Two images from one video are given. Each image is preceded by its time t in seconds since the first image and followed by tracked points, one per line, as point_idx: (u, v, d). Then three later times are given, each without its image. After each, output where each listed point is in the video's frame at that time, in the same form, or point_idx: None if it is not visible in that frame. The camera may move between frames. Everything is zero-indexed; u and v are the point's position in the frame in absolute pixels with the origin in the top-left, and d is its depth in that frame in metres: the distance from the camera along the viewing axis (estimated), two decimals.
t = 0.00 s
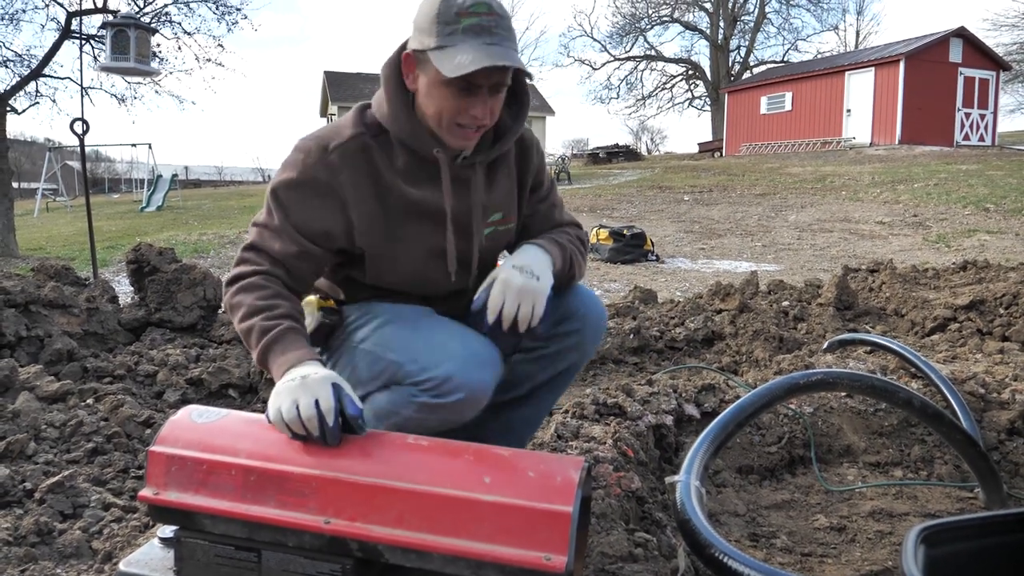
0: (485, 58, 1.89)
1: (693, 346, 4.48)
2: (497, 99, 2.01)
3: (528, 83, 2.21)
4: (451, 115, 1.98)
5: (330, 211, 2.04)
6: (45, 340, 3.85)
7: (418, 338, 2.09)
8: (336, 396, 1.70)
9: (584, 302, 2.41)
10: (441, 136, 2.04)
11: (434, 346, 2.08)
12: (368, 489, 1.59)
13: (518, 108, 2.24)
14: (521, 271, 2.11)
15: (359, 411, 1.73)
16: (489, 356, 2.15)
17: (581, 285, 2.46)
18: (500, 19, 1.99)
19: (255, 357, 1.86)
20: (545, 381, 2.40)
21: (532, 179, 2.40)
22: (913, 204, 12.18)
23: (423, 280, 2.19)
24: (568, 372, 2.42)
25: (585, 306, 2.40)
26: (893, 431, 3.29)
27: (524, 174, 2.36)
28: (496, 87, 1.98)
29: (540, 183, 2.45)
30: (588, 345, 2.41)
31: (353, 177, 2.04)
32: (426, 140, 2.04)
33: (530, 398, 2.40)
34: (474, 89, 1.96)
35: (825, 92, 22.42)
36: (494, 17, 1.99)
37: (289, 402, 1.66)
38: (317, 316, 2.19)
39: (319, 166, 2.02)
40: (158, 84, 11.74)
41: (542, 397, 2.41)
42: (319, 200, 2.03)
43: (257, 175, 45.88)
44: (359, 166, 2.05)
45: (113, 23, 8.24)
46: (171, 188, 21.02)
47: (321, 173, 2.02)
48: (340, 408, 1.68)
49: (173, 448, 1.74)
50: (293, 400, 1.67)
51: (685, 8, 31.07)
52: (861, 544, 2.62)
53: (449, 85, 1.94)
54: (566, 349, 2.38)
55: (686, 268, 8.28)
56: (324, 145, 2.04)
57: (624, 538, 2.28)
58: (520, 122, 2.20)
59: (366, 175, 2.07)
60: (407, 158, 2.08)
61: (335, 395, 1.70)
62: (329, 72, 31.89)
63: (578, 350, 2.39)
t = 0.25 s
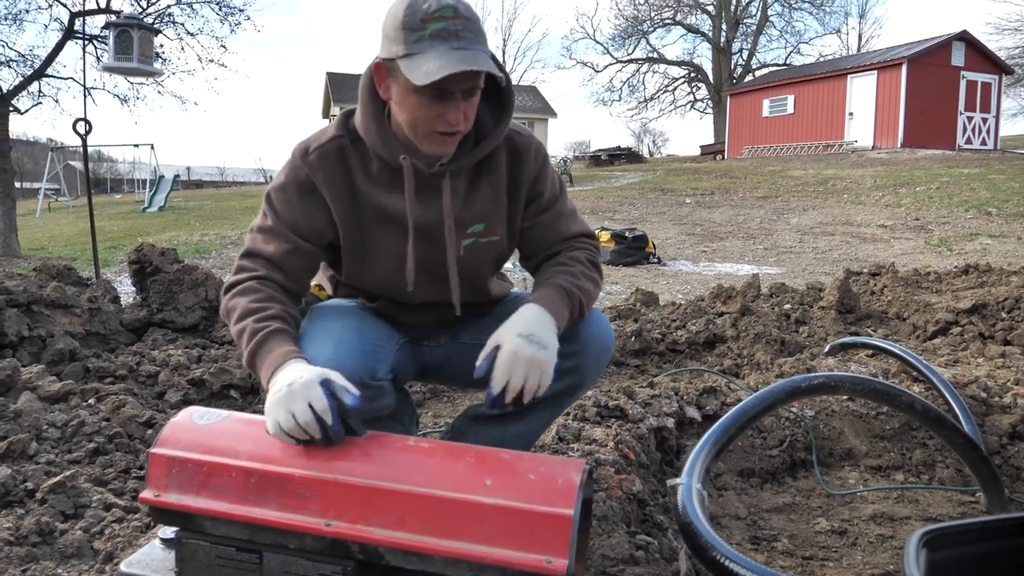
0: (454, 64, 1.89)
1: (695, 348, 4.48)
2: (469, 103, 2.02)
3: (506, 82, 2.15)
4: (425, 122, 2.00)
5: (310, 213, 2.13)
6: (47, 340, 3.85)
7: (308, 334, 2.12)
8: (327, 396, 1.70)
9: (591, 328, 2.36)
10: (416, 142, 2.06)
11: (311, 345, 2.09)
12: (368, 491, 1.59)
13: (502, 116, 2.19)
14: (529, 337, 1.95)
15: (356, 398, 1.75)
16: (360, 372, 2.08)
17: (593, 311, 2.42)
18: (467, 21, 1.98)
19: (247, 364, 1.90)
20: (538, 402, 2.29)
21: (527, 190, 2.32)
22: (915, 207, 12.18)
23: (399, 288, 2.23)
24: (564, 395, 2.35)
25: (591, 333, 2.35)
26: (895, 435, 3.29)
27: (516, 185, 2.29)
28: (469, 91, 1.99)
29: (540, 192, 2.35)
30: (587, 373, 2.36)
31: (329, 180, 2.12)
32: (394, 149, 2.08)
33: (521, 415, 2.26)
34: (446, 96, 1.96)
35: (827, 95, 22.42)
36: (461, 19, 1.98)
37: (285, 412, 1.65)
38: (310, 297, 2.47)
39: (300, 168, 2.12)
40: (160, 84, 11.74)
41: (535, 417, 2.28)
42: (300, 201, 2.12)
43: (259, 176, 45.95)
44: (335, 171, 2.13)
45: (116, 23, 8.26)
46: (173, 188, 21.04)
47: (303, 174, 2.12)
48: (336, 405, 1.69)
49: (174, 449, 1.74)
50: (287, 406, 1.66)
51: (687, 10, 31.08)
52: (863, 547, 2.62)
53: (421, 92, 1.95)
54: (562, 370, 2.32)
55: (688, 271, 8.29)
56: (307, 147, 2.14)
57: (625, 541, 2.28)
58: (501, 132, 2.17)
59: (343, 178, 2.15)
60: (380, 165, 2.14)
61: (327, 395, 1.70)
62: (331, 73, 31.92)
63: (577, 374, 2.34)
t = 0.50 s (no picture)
0: (448, 47, 1.91)
1: (697, 348, 4.48)
2: (458, 92, 2.04)
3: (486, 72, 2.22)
4: (416, 111, 2.01)
5: (299, 207, 2.14)
6: (50, 339, 3.86)
7: (326, 323, 2.14)
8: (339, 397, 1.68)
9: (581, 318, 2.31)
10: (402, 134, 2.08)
11: (328, 334, 2.10)
12: (372, 491, 1.59)
13: (485, 111, 2.22)
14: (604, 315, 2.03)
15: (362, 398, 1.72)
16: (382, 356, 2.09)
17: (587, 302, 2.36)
18: (450, 13, 2.02)
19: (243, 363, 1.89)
20: (531, 398, 2.27)
21: (509, 181, 2.28)
22: (918, 207, 12.16)
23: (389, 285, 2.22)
24: (561, 392, 2.30)
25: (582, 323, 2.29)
26: (898, 435, 3.29)
27: (501, 178, 2.28)
28: (459, 79, 2.01)
29: (526, 179, 2.29)
30: (581, 365, 2.30)
31: (318, 174, 2.15)
32: (380, 144, 2.11)
33: (516, 412, 2.27)
34: (437, 82, 1.98)
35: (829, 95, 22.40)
36: (445, 11, 2.01)
37: (294, 415, 1.65)
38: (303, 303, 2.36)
39: (289, 162, 2.15)
40: (162, 85, 11.76)
41: (529, 414, 2.27)
42: (289, 195, 2.14)
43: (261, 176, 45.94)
44: (324, 166, 2.15)
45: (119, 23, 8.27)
46: (175, 188, 21.05)
47: (292, 169, 2.15)
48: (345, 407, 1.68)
49: (177, 448, 1.74)
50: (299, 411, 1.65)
51: (689, 9, 31.05)
52: (865, 547, 2.62)
53: (413, 80, 1.96)
54: (555, 365, 2.27)
55: (690, 270, 8.29)
56: (296, 143, 2.18)
57: (627, 540, 2.29)
58: (483, 126, 2.19)
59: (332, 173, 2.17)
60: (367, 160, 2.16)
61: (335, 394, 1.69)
62: (332, 73, 31.96)
63: (569, 365, 2.28)
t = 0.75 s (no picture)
0: (426, 56, 1.90)
1: (697, 345, 4.48)
2: (443, 97, 2.02)
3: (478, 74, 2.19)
4: (400, 119, 2.00)
5: (291, 213, 2.14)
6: (50, 336, 3.86)
7: (339, 297, 2.14)
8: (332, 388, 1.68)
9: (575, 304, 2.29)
10: (389, 140, 2.07)
11: (343, 306, 2.10)
12: (371, 487, 1.59)
13: (477, 111, 2.20)
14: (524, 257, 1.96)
15: (360, 394, 1.74)
16: (395, 331, 2.09)
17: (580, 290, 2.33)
18: (433, 15, 2.00)
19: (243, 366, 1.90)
20: (526, 388, 2.25)
21: (513, 180, 2.30)
22: (918, 204, 12.16)
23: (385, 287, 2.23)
24: (557, 380, 2.28)
25: (575, 310, 2.27)
26: (897, 431, 3.30)
27: (501, 177, 2.28)
28: (443, 84, 1.99)
29: (528, 176, 2.31)
30: (576, 352, 2.27)
31: (309, 180, 2.13)
32: (370, 149, 2.09)
33: (513, 402, 2.25)
34: (421, 89, 1.96)
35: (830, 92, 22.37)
36: (429, 13, 2.00)
37: (293, 411, 1.65)
38: (300, 289, 2.35)
39: (280, 169, 2.14)
40: (163, 82, 11.76)
41: (526, 404, 2.26)
42: (281, 202, 2.13)
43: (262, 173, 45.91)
44: (314, 171, 2.14)
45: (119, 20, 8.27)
46: (175, 185, 21.05)
47: (283, 175, 2.14)
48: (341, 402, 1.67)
49: (177, 445, 1.75)
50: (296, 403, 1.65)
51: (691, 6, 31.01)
52: (864, 544, 2.62)
53: (396, 87, 1.95)
54: (549, 352, 2.25)
55: (691, 267, 8.29)
56: (286, 148, 2.16)
57: (626, 536, 2.29)
58: (475, 127, 2.16)
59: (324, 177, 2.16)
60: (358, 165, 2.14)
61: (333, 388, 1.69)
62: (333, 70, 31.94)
63: (564, 352, 2.26)
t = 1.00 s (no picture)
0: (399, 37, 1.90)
1: (696, 342, 4.48)
2: (427, 85, 2.01)
3: (469, 69, 2.20)
4: (381, 106, 1.98)
5: (288, 215, 2.12)
6: (48, 334, 3.86)
7: (341, 295, 2.14)
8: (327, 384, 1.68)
9: (574, 301, 2.28)
10: (376, 137, 2.05)
11: (343, 304, 2.10)
12: (368, 486, 1.59)
13: (471, 108, 2.20)
14: (465, 263, 2.03)
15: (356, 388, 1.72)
16: (395, 330, 2.09)
17: (576, 288, 2.33)
18: (416, 3, 1.97)
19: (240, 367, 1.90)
20: (528, 387, 2.26)
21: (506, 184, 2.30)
22: (917, 200, 12.15)
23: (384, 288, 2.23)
24: (559, 378, 2.28)
25: (574, 307, 2.27)
26: (895, 428, 3.30)
27: (495, 180, 2.28)
28: (425, 70, 1.99)
29: (518, 188, 2.31)
30: (577, 351, 2.27)
31: (306, 182, 2.11)
32: (365, 148, 2.06)
33: (513, 402, 2.26)
34: (397, 73, 1.97)
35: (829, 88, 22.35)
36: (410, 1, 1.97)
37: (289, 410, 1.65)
38: (299, 289, 2.35)
39: (277, 172, 2.11)
40: (161, 78, 11.73)
41: (527, 403, 2.26)
42: (278, 205, 2.12)
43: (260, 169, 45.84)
44: (311, 173, 2.12)
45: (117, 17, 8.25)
46: (174, 181, 21.02)
47: (280, 178, 2.11)
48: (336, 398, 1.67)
49: (174, 444, 1.74)
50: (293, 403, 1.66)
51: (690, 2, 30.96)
52: (862, 541, 2.62)
53: (376, 72, 1.96)
54: (550, 352, 2.24)
55: (689, 264, 8.28)
56: (282, 151, 2.14)
57: (624, 535, 2.29)
58: (469, 122, 2.16)
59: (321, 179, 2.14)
60: (353, 164, 2.13)
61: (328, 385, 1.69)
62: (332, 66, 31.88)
63: (565, 352, 2.25)
